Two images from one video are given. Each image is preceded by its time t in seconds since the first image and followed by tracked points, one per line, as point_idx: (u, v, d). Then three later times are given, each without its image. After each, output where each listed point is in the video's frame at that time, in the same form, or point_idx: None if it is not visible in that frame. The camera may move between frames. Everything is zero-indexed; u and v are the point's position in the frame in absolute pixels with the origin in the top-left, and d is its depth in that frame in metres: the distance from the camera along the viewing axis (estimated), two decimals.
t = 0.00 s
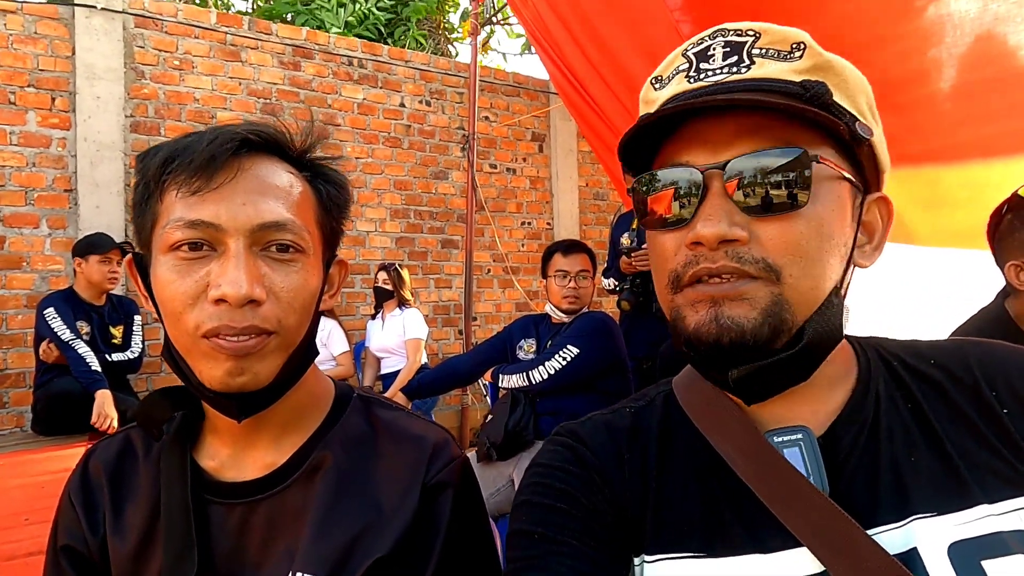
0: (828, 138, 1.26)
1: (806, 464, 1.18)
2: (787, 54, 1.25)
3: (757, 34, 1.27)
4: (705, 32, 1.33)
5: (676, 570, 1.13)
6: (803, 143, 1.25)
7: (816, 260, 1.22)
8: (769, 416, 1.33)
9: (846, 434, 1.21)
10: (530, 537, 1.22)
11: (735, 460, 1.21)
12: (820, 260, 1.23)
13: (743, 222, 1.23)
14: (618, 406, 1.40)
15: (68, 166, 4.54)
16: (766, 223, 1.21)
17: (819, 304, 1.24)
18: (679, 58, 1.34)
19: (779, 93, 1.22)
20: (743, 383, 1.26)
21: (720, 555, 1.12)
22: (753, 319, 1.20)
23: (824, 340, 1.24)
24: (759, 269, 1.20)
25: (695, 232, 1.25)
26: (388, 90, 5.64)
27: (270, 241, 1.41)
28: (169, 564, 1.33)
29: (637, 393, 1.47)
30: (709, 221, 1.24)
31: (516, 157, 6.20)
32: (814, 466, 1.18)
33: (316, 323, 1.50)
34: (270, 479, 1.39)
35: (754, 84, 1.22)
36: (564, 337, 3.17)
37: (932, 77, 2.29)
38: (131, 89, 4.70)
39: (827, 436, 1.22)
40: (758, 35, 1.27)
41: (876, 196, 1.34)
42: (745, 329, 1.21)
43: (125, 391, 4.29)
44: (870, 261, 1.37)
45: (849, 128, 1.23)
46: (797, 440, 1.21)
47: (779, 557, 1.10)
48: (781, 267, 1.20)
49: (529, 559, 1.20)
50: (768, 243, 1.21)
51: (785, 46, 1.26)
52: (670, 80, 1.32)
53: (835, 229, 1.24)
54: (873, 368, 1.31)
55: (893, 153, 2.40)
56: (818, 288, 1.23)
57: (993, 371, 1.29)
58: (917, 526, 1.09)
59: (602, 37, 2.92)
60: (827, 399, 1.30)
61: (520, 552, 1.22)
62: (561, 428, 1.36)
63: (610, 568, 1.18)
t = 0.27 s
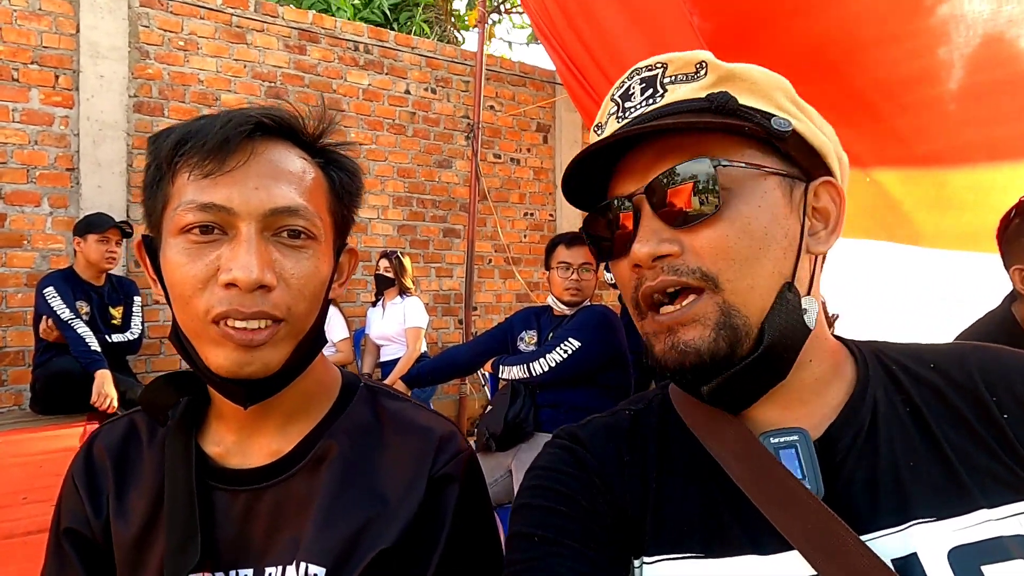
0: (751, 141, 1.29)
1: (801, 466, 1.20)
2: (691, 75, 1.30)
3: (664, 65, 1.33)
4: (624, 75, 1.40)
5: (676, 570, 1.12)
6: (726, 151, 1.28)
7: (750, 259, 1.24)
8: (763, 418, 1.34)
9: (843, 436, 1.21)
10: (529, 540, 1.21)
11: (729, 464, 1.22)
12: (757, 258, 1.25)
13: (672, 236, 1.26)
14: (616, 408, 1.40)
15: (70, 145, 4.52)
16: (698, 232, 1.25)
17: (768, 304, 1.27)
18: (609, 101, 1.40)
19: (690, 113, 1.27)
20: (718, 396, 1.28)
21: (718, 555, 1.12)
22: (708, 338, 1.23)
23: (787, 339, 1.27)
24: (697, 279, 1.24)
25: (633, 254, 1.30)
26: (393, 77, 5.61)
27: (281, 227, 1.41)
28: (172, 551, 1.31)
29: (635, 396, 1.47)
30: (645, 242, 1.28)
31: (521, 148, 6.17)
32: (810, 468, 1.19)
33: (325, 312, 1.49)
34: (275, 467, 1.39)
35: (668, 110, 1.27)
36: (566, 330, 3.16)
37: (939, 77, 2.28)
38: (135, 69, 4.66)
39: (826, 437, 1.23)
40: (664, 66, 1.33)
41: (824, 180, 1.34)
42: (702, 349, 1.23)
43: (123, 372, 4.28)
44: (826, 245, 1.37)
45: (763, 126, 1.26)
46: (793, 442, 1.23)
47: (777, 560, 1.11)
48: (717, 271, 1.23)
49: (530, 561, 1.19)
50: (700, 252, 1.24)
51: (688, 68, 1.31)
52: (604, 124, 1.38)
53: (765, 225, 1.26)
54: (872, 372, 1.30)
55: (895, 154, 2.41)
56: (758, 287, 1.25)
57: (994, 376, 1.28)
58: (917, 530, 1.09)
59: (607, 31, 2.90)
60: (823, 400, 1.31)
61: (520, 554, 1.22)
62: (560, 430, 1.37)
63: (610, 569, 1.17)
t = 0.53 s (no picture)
0: (731, 146, 1.30)
1: (800, 465, 1.20)
2: (666, 84, 1.31)
3: (639, 75, 1.34)
4: (600, 87, 1.41)
5: (676, 570, 1.12)
6: (708, 160, 1.29)
7: (741, 265, 1.25)
8: (762, 419, 1.35)
9: (841, 437, 1.21)
10: (530, 540, 1.22)
11: (729, 466, 1.22)
12: (747, 264, 1.25)
13: (661, 250, 1.27)
14: (616, 409, 1.40)
15: (77, 143, 4.54)
16: (690, 243, 1.25)
17: (761, 307, 1.27)
18: (587, 115, 1.41)
19: (668, 124, 1.28)
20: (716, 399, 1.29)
21: (719, 554, 1.12)
22: (701, 342, 1.24)
23: (779, 339, 1.26)
24: (689, 289, 1.24)
25: (625, 271, 1.30)
26: (399, 80, 5.63)
27: (291, 220, 1.41)
28: (178, 542, 1.31)
29: (635, 396, 1.48)
30: (636, 257, 1.29)
31: (525, 152, 6.19)
32: (807, 465, 1.20)
33: (332, 306, 1.50)
34: (281, 459, 1.39)
35: (645, 123, 1.29)
36: (569, 333, 3.16)
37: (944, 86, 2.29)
38: (143, 68, 4.68)
39: (824, 438, 1.23)
40: (640, 76, 1.34)
41: (808, 179, 1.36)
42: (695, 353, 1.24)
43: (125, 370, 4.29)
44: (814, 245, 1.37)
45: (742, 131, 1.27)
46: (791, 441, 1.23)
47: (777, 559, 1.11)
48: (708, 280, 1.24)
49: (528, 562, 1.20)
50: (692, 262, 1.25)
51: (663, 77, 1.32)
52: (585, 138, 1.40)
53: (753, 231, 1.27)
54: (870, 371, 1.31)
55: (902, 160, 2.40)
56: (751, 291, 1.26)
57: (993, 375, 1.29)
58: (917, 529, 1.10)
59: (612, 33, 2.93)
60: (823, 399, 1.32)
61: (519, 554, 1.22)
62: (559, 432, 1.37)
63: (609, 569, 1.17)
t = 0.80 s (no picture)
0: (747, 144, 1.30)
1: (803, 467, 1.20)
2: (683, 78, 1.31)
3: (655, 68, 1.34)
4: (615, 78, 1.42)
5: (678, 570, 1.12)
6: (724, 156, 1.29)
7: (757, 264, 1.25)
8: (763, 421, 1.35)
9: (842, 437, 1.21)
10: (531, 540, 1.23)
11: (732, 465, 1.21)
12: (762, 263, 1.25)
13: (676, 246, 1.27)
14: (618, 410, 1.42)
15: (82, 155, 4.58)
16: (704, 240, 1.25)
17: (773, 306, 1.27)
18: (599, 108, 1.42)
19: (684, 118, 1.28)
20: (722, 398, 1.28)
21: (719, 555, 1.12)
22: (711, 339, 1.24)
23: (790, 339, 1.26)
24: (702, 286, 1.24)
25: (637, 265, 1.30)
26: (401, 86, 5.66)
27: (286, 228, 1.43)
28: (177, 548, 1.32)
29: (636, 398, 1.49)
30: (649, 253, 1.29)
31: (527, 157, 6.20)
32: (811, 468, 1.19)
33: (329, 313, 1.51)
34: (278, 466, 1.40)
35: (660, 116, 1.29)
36: (573, 337, 3.16)
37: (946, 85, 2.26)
38: (146, 80, 4.72)
39: (826, 438, 1.23)
40: (656, 69, 1.34)
41: (821, 180, 1.37)
42: (705, 349, 1.24)
43: (133, 379, 4.32)
44: (824, 245, 1.39)
45: (759, 128, 1.27)
46: (794, 442, 1.23)
47: (778, 561, 1.11)
48: (723, 279, 1.24)
49: (529, 561, 1.21)
50: (704, 259, 1.24)
51: (681, 71, 1.32)
52: (596, 130, 1.40)
53: (768, 231, 1.27)
54: (870, 372, 1.31)
55: (903, 162, 2.41)
56: (764, 291, 1.25)
57: (994, 376, 1.29)
58: (917, 530, 1.09)
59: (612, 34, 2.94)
60: (825, 400, 1.32)
61: (519, 555, 1.23)
62: (562, 432, 1.38)
63: (611, 569, 1.17)
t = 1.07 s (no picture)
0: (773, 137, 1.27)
1: (804, 461, 1.18)
2: (711, 65, 1.28)
3: (683, 52, 1.30)
4: (637, 58, 1.38)
5: (678, 569, 1.12)
6: (747, 149, 1.26)
7: (777, 261, 1.23)
8: (765, 417, 1.34)
9: (844, 430, 1.21)
10: (530, 539, 1.23)
11: (733, 462, 1.20)
12: (783, 260, 1.23)
13: (695, 237, 1.24)
14: (618, 407, 1.40)
15: (82, 166, 4.59)
16: (723, 233, 1.22)
17: (789, 304, 1.25)
18: (619, 88, 1.38)
19: (709, 106, 1.25)
20: (729, 393, 1.27)
21: (719, 554, 1.11)
22: (725, 335, 1.22)
23: (803, 338, 1.25)
24: (720, 280, 1.21)
25: (654, 254, 1.27)
26: (398, 88, 5.65)
27: (272, 250, 1.42)
28: (179, 562, 1.34)
29: (637, 394, 1.47)
30: (665, 243, 1.25)
31: (526, 154, 6.19)
32: (812, 462, 1.18)
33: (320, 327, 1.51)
34: (275, 477, 1.40)
35: (686, 103, 1.25)
36: (574, 334, 3.16)
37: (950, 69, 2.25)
38: (144, 89, 4.73)
39: (827, 431, 1.22)
40: (683, 53, 1.30)
41: (841, 180, 1.35)
42: (718, 344, 1.22)
43: (139, 388, 4.34)
44: (841, 246, 1.37)
45: (786, 123, 1.24)
46: (795, 436, 1.22)
47: (779, 556, 1.10)
48: (741, 274, 1.21)
49: (530, 561, 1.21)
50: (723, 252, 1.21)
51: (709, 57, 1.29)
52: (615, 111, 1.37)
53: (789, 227, 1.24)
54: (870, 365, 1.30)
55: (902, 149, 2.38)
56: (782, 288, 1.24)
57: (996, 366, 1.28)
58: (920, 522, 1.08)
59: (607, 30, 2.94)
60: (824, 396, 1.31)
61: (519, 555, 1.23)
62: (562, 429, 1.37)
63: (611, 568, 1.17)
